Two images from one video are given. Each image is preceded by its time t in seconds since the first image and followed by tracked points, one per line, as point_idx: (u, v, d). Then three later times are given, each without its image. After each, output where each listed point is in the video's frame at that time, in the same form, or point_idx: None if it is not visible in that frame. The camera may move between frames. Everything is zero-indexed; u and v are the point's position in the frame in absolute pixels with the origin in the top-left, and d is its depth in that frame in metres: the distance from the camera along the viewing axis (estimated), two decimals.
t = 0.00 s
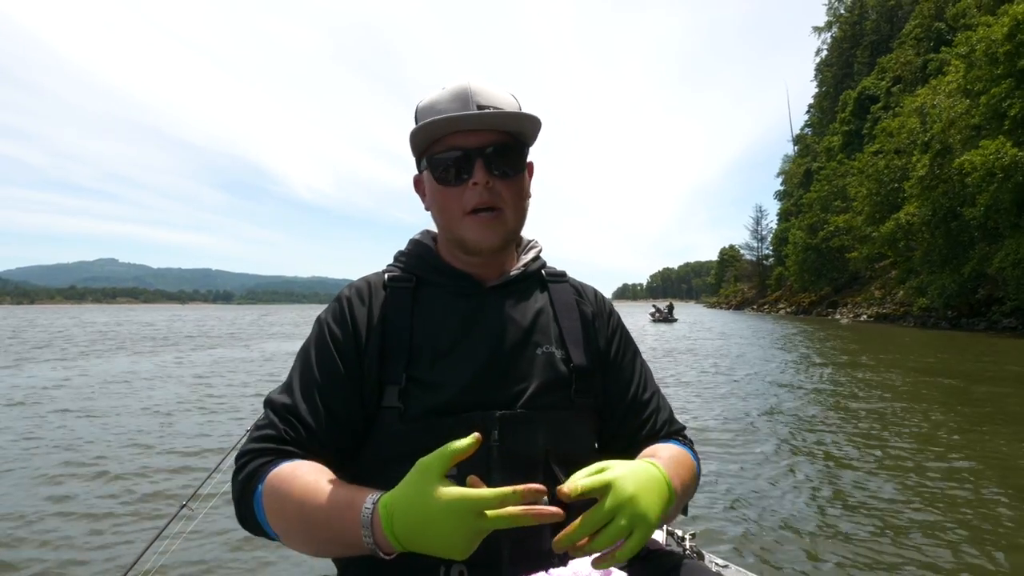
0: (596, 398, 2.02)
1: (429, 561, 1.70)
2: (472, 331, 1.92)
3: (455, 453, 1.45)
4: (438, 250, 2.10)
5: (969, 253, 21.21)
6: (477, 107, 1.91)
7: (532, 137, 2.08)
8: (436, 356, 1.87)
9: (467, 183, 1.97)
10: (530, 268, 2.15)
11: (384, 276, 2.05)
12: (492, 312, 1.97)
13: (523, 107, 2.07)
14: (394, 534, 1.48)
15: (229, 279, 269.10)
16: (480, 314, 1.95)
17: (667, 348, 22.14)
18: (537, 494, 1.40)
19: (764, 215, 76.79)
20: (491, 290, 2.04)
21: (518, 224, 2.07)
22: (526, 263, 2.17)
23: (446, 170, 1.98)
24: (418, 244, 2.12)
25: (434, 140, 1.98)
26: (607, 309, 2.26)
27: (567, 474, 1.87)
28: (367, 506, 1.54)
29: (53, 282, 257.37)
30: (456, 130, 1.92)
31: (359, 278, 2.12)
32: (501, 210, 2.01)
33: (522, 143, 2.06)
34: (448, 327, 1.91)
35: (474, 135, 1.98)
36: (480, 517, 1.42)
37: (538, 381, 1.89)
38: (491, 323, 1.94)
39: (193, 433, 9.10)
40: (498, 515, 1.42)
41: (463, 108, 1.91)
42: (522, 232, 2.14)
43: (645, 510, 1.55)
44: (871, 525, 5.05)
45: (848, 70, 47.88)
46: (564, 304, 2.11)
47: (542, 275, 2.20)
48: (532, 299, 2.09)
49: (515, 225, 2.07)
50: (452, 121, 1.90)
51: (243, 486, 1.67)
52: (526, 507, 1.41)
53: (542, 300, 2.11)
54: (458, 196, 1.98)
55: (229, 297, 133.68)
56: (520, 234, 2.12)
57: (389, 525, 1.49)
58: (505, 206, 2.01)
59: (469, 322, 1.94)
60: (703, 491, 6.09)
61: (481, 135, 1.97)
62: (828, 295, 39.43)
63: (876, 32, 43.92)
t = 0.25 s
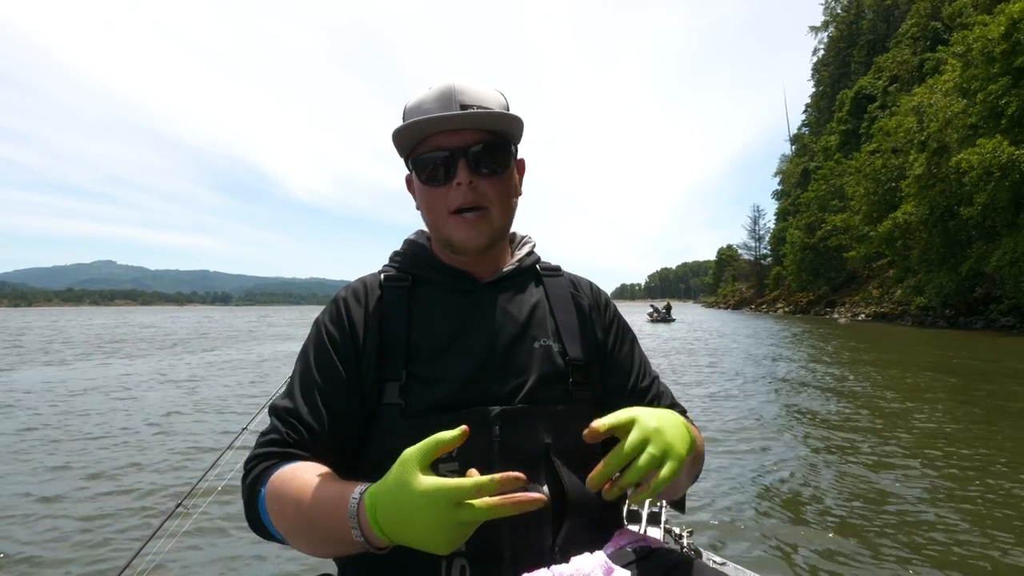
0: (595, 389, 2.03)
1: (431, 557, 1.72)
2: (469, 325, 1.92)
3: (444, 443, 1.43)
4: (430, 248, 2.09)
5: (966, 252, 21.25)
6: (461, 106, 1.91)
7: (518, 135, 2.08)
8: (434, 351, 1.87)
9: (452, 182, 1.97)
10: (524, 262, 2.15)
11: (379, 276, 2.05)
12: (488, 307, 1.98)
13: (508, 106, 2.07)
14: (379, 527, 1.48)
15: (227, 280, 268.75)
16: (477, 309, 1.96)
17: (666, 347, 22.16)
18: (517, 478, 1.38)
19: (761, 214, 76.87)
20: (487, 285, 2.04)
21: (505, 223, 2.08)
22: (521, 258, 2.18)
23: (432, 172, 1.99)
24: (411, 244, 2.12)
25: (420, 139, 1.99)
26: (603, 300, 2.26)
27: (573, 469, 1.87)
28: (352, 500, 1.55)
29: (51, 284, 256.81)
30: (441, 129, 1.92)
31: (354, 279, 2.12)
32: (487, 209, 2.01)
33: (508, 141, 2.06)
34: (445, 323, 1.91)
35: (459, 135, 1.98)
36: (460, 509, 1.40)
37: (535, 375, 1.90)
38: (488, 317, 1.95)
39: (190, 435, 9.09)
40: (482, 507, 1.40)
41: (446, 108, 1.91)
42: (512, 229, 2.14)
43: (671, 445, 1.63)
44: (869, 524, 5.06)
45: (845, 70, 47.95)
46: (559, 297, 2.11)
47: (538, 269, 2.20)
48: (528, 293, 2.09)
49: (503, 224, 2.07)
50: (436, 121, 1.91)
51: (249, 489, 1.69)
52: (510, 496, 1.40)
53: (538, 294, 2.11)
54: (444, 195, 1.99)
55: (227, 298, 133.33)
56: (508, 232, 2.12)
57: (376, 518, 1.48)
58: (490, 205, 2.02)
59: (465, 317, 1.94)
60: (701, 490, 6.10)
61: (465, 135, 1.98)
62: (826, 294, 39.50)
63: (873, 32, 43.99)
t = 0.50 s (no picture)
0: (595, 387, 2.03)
1: (432, 557, 1.69)
2: (468, 324, 1.92)
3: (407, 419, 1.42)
4: (426, 248, 2.09)
5: (964, 253, 21.32)
6: (458, 111, 1.90)
7: (517, 140, 2.06)
8: (433, 350, 1.87)
9: (444, 186, 1.97)
10: (522, 262, 2.15)
11: (377, 276, 2.05)
12: (486, 306, 1.97)
13: (509, 110, 2.05)
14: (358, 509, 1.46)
15: (225, 284, 268.51)
16: (475, 308, 1.96)
17: (664, 350, 22.18)
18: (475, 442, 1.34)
19: (759, 217, 77.08)
20: (485, 284, 2.04)
21: (499, 228, 2.07)
22: (518, 257, 2.18)
23: (427, 176, 1.99)
24: (407, 242, 2.13)
25: (416, 142, 1.98)
26: (602, 299, 2.27)
27: (576, 465, 1.86)
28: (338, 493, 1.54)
29: (49, 288, 256.40)
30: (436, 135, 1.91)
31: (352, 280, 2.12)
32: (480, 214, 2.01)
33: (507, 146, 2.05)
34: (444, 323, 1.91)
35: (455, 139, 1.97)
36: (423, 481, 1.38)
37: (533, 373, 1.90)
38: (486, 316, 1.95)
39: (187, 439, 9.06)
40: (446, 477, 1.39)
41: (443, 113, 1.90)
42: (507, 232, 2.14)
43: (679, 415, 1.67)
44: (866, 526, 5.04)
45: (842, 72, 48.09)
46: (558, 296, 2.12)
47: (536, 268, 2.20)
48: (526, 291, 2.10)
49: (496, 229, 2.06)
50: (432, 127, 1.90)
51: (262, 502, 1.71)
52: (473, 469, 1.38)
53: (537, 292, 2.11)
54: (437, 198, 1.99)
55: (225, 302, 133.17)
56: (502, 235, 2.12)
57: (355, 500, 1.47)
58: (484, 210, 2.01)
59: (464, 316, 1.93)
60: (699, 491, 6.10)
61: (462, 140, 1.96)
62: (824, 296, 39.58)
63: (870, 34, 44.16)
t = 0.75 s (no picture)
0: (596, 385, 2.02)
1: (432, 556, 1.68)
2: (468, 321, 1.91)
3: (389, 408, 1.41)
4: (427, 244, 2.08)
5: (963, 253, 21.33)
6: (466, 105, 1.89)
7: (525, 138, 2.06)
8: (433, 347, 1.86)
9: (447, 181, 1.97)
10: (523, 258, 2.14)
11: (378, 270, 2.04)
12: (487, 303, 1.97)
13: (519, 107, 2.05)
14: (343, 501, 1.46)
15: (225, 284, 268.50)
16: (476, 304, 1.95)
17: (664, 350, 22.19)
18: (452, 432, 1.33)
19: (758, 216, 77.10)
20: (486, 280, 2.03)
21: (501, 226, 2.06)
22: (520, 253, 2.17)
23: (430, 169, 1.99)
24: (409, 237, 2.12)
25: (422, 135, 1.98)
26: (604, 296, 2.27)
27: (575, 463, 1.85)
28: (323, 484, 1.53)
29: (48, 290, 256.30)
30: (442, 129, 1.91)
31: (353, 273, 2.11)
32: (481, 212, 2.00)
33: (515, 144, 2.04)
34: (444, 319, 1.91)
35: (463, 134, 1.97)
36: (404, 473, 1.39)
37: (534, 371, 1.89)
38: (486, 314, 1.94)
39: (184, 440, 9.04)
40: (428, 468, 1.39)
41: (449, 107, 1.89)
42: (509, 229, 2.14)
43: (672, 403, 1.65)
44: (864, 526, 5.03)
45: (841, 72, 48.09)
46: (559, 292, 2.11)
47: (537, 264, 2.19)
48: (527, 288, 2.09)
49: (497, 228, 2.05)
50: (439, 121, 1.89)
51: (255, 495, 1.71)
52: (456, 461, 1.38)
53: (538, 289, 2.11)
54: (439, 193, 1.99)
55: (225, 303, 133.13)
56: (504, 234, 2.11)
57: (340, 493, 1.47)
58: (485, 208, 2.01)
59: (464, 312, 1.93)
60: (698, 491, 6.11)
61: (468, 136, 1.96)
62: (824, 296, 39.60)
63: (869, 34, 44.16)
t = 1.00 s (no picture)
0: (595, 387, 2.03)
1: (432, 558, 1.68)
2: (474, 322, 1.92)
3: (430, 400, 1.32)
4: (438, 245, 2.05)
5: (964, 250, 21.33)
6: (488, 102, 1.90)
7: (539, 138, 2.07)
8: (442, 349, 1.86)
9: (469, 180, 1.94)
10: (529, 258, 2.14)
11: (382, 271, 2.03)
12: (492, 305, 1.97)
13: (531, 105, 2.06)
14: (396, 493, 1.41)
15: (226, 284, 268.73)
16: (482, 307, 1.96)
17: (665, 348, 22.19)
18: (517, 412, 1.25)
19: (759, 215, 77.07)
20: (490, 282, 2.03)
21: (517, 227, 2.05)
22: (524, 253, 2.16)
23: (451, 168, 1.95)
24: (415, 236, 2.10)
25: (440, 132, 1.95)
26: (604, 295, 2.27)
27: (573, 467, 1.86)
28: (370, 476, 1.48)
29: (49, 291, 256.29)
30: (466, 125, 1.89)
31: (356, 273, 2.09)
32: (502, 212, 1.99)
33: (529, 143, 2.05)
34: (450, 321, 1.91)
35: (483, 131, 1.96)
36: (466, 460, 1.31)
37: (539, 371, 1.89)
38: (492, 316, 1.94)
39: (185, 440, 9.03)
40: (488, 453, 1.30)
41: (470, 102, 1.89)
42: (523, 229, 2.12)
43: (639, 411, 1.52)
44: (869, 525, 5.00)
45: (841, 69, 48.02)
46: (562, 293, 2.11)
47: (541, 264, 2.19)
48: (531, 290, 2.09)
49: (515, 228, 2.04)
50: (463, 117, 1.88)
51: (273, 499, 1.64)
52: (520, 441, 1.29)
53: (541, 290, 2.11)
54: (459, 192, 1.96)
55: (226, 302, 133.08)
56: (516, 235, 2.10)
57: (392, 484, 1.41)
58: (507, 208, 1.99)
59: (470, 314, 1.93)
60: (698, 489, 6.11)
61: (488, 134, 1.95)
62: (824, 294, 39.59)
63: (869, 31, 44.09)
